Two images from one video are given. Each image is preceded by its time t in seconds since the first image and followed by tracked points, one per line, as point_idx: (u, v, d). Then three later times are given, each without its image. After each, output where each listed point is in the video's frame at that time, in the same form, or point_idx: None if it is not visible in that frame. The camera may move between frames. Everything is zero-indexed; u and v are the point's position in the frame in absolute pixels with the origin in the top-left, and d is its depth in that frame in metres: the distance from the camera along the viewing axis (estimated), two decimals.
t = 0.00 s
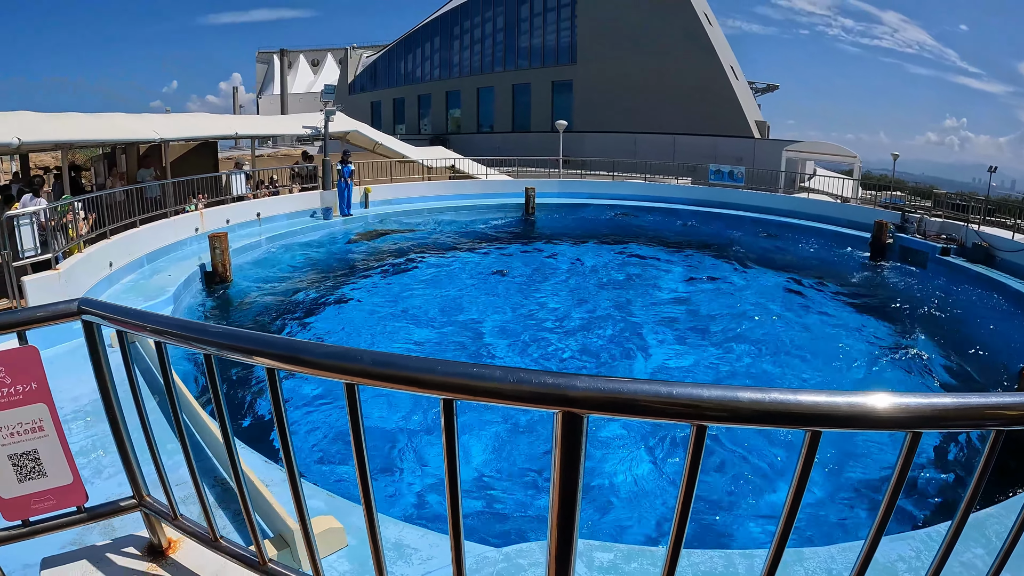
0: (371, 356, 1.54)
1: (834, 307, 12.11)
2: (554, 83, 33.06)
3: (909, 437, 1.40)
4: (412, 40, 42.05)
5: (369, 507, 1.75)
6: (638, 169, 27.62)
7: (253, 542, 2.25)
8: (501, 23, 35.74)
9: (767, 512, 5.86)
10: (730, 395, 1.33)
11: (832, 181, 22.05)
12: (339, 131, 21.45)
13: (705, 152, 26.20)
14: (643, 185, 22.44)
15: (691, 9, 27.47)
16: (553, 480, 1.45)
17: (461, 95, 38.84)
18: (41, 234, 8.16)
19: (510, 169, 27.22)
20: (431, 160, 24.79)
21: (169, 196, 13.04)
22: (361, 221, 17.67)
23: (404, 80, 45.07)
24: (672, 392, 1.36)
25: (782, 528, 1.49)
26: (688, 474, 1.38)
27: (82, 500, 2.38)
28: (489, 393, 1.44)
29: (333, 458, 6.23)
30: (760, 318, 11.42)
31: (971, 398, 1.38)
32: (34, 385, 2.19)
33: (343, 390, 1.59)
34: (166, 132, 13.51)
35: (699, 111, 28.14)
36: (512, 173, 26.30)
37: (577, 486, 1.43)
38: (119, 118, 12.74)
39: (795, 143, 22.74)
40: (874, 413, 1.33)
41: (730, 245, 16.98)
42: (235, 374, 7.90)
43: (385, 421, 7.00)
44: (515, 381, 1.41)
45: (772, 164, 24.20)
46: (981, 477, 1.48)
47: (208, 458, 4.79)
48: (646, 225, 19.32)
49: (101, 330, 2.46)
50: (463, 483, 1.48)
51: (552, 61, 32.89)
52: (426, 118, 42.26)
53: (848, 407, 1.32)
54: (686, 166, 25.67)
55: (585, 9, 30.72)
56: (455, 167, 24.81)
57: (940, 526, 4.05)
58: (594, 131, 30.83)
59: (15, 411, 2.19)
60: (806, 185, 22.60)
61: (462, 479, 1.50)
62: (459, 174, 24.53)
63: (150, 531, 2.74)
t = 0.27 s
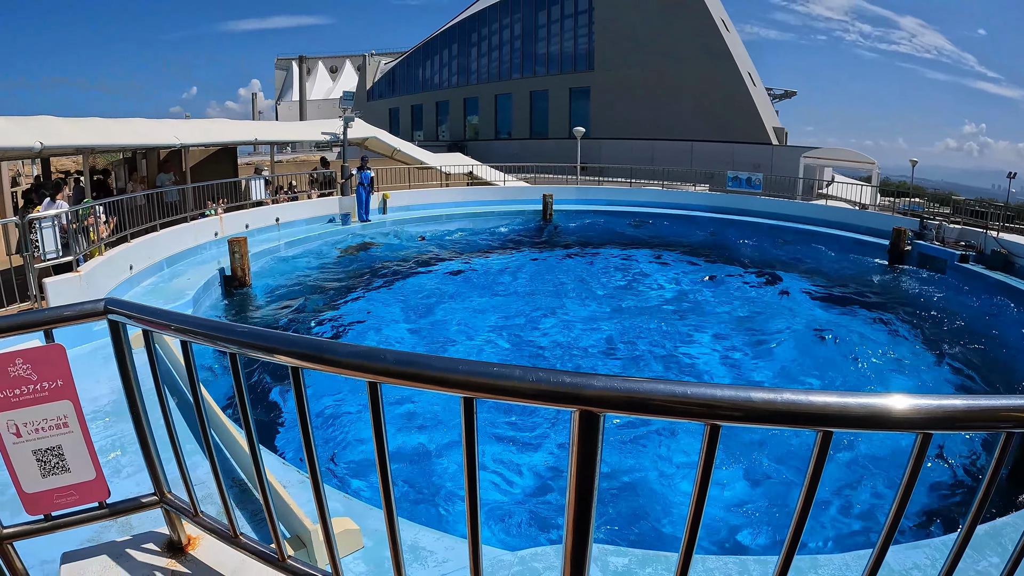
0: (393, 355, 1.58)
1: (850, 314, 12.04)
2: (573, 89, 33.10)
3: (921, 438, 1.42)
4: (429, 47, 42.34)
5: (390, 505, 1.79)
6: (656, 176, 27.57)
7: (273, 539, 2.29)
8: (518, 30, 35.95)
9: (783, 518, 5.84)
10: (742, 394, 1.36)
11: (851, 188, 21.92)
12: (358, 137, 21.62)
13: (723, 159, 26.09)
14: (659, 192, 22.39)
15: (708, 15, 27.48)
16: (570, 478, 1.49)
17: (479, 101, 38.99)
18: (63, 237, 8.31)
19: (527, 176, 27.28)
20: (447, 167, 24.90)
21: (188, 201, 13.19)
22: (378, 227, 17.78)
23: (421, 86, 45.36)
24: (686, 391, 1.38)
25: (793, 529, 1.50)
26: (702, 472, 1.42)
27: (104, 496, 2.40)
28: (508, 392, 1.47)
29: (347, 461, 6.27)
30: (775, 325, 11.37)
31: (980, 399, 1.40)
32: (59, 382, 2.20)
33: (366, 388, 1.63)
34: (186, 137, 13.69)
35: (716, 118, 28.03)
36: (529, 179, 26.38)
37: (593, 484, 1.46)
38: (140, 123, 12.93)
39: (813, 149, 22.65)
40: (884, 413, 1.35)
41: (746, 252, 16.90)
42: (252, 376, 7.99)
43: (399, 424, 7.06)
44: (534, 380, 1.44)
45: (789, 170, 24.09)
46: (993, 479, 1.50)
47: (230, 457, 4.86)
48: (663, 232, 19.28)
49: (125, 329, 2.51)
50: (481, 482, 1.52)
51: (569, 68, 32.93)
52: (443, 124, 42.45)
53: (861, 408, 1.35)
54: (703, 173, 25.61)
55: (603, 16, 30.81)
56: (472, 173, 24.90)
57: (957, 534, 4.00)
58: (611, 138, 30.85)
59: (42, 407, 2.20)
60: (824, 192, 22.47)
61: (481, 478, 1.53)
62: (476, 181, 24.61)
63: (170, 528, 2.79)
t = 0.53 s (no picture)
0: (411, 354, 1.60)
1: (866, 317, 11.94)
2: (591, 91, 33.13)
3: (935, 440, 1.42)
4: (447, 49, 42.56)
5: (405, 504, 1.81)
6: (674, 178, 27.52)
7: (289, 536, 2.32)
8: (536, 32, 36.06)
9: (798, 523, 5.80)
10: (757, 395, 1.36)
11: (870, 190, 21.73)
12: (376, 139, 21.77)
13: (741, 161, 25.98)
14: (677, 194, 22.35)
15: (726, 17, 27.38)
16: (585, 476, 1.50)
17: (497, 102, 39.13)
18: (84, 237, 8.44)
19: (545, 178, 27.35)
20: (465, 168, 25.02)
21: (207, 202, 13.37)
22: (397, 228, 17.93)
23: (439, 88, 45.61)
24: (701, 391, 1.39)
25: (807, 532, 1.50)
26: (716, 471, 1.42)
27: (121, 490, 2.44)
28: (525, 390, 1.49)
29: (361, 460, 6.32)
30: (791, 329, 11.31)
31: (996, 402, 1.40)
32: (79, 378, 2.24)
33: (383, 385, 1.66)
34: (206, 139, 13.85)
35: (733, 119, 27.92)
36: (546, 181, 26.44)
37: (608, 483, 1.47)
38: (162, 125, 13.12)
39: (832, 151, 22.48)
40: (900, 414, 1.35)
41: (765, 255, 16.83)
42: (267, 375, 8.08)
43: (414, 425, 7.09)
44: (551, 378, 1.46)
45: (808, 172, 23.92)
46: (1009, 482, 1.49)
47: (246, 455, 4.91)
48: (680, 234, 19.25)
49: (145, 327, 2.55)
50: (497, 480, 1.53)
51: (587, 70, 33.00)
52: (462, 126, 42.64)
53: (876, 409, 1.35)
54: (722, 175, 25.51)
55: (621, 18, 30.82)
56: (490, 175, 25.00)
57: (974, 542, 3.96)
58: (630, 140, 30.82)
59: (63, 402, 2.26)
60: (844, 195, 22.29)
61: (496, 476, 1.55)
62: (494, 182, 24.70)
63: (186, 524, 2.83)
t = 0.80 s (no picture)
0: (432, 348, 1.64)
1: (886, 318, 11.79)
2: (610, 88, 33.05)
3: (955, 439, 1.40)
4: (466, 47, 42.70)
5: (424, 499, 1.82)
6: (694, 176, 27.39)
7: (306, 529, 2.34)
8: (556, 30, 36.08)
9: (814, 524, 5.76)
10: (776, 390, 1.37)
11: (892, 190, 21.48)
12: (396, 137, 21.89)
13: (762, 160, 25.81)
14: (696, 193, 22.26)
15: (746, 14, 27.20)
16: (602, 470, 1.51)
17: (516, 100, 39.17)
18: (106, 233, 8.59)
19: (563, 175, 27.34)
20: (484, 166, 25.08)
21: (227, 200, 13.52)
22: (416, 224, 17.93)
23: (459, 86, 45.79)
24: (720, 386, 1.39)
25: (824, 531, 1.48)
26: (734, 467, 1.42)
27: (142, 482, 2.47)
28: (544, 383, 1.51)
29: (378, 455, 6.38)
30: (809, 328, 11.22)
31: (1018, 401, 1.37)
32: (102, 370, 2.29)
33: (404, 379, 1.69)
34: (227, 137, 14.01)
35: (753, 117, 27.73)
36: (566, 180, 26.43)
37: (626, 478, 1.48)
38: (185, 124, 13.32)
39: (852, 149, 22.32)
40: (920, 412, 1.34)
41: (785, 254, 16.71)
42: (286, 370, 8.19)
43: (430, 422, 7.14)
44: (571, 372, 1.47)
45: (829, 170, 23.71)
46: None
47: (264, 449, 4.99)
48: (700, 233, 19.17)
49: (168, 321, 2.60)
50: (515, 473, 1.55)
51: (607, 68, 32.99)
52: (481, 124, 42.75)
53: (896, 406, 1.34)
54: (742, 173, 25.37)
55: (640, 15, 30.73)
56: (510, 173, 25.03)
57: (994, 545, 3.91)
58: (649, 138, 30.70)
59: (86, 394, 2.31)
60: (866, 193, 22.08)
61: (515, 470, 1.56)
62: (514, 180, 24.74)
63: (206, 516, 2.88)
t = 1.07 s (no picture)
0: (437, 344, 1.62)
1: (895, 315, 11.71)
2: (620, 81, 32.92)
3: (966, 444, 1.38)
4: (475, 38, 42.57)
5: (428, 496, 1.81)
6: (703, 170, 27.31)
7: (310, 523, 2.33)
8: (565, 22, 35.89)
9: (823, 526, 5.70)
10: (785, 392, 1.34)
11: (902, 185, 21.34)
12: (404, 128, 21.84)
13: (771, 154, 25.70)
14: (705, 185, 22.18)
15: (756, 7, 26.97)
16: (608, 469, 1.50)
17: (526, 92, 39.04)
18: (115, 224, 8.59)
19: (572, 168, 27.28)
20: (493, 158, 25.02)
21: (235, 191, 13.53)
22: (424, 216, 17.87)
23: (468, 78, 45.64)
24: (729, 387, 1.37)
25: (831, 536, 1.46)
26: (741, 468, 1.40)
27: (146, 474, 2.47)
28: (550, 382, 1.49)
29: (382, 448, 6.38)
30: (817, 325, 11.15)
31: None
32: (107, 363, 2.28)
33: (409, 376, 1.67)
34: (235, 127, 13.99)
35: (763, 112, 27.60)
36: (575, 172, 26.39)
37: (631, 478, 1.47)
38: (193, 114, 13.31)
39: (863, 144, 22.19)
40: (932, 415, 1.31)
41: (794, 249, 16.63)
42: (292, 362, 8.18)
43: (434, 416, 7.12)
44: (577, 370, 1.45)
45: (840, 165, 23.60)
46: None
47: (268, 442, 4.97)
48: (709, 227, 19.11)
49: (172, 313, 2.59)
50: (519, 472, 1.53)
51: (617, 60, 32.82)
52: (490, 115, 42.65)
53: (908, 410, 1.31)
54: (752, 167, 25.28)
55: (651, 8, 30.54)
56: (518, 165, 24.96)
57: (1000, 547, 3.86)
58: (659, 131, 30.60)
59: (91, 387, 2.30)
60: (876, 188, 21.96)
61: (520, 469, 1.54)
62: (522, 172, 24.71)
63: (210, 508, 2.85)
